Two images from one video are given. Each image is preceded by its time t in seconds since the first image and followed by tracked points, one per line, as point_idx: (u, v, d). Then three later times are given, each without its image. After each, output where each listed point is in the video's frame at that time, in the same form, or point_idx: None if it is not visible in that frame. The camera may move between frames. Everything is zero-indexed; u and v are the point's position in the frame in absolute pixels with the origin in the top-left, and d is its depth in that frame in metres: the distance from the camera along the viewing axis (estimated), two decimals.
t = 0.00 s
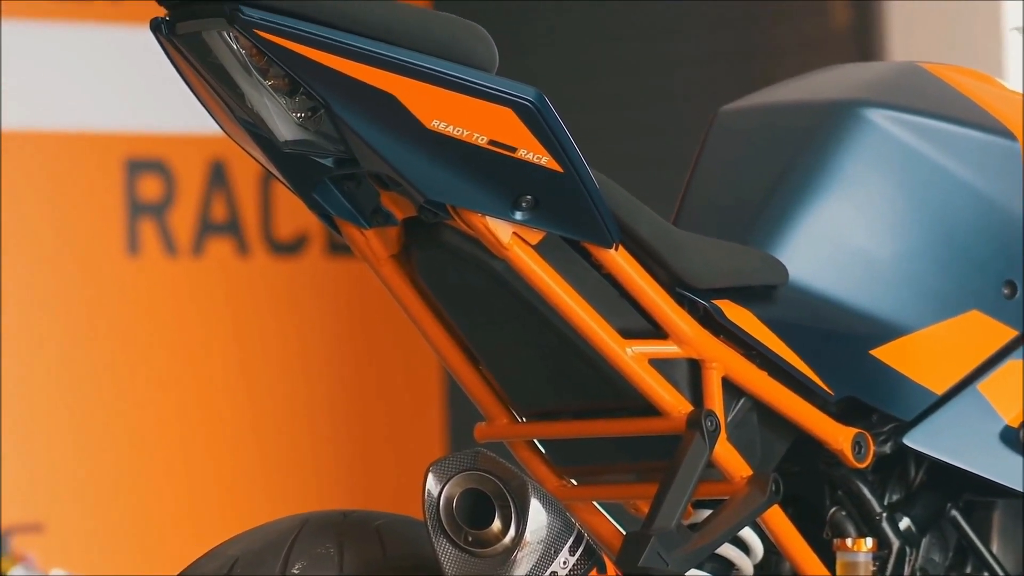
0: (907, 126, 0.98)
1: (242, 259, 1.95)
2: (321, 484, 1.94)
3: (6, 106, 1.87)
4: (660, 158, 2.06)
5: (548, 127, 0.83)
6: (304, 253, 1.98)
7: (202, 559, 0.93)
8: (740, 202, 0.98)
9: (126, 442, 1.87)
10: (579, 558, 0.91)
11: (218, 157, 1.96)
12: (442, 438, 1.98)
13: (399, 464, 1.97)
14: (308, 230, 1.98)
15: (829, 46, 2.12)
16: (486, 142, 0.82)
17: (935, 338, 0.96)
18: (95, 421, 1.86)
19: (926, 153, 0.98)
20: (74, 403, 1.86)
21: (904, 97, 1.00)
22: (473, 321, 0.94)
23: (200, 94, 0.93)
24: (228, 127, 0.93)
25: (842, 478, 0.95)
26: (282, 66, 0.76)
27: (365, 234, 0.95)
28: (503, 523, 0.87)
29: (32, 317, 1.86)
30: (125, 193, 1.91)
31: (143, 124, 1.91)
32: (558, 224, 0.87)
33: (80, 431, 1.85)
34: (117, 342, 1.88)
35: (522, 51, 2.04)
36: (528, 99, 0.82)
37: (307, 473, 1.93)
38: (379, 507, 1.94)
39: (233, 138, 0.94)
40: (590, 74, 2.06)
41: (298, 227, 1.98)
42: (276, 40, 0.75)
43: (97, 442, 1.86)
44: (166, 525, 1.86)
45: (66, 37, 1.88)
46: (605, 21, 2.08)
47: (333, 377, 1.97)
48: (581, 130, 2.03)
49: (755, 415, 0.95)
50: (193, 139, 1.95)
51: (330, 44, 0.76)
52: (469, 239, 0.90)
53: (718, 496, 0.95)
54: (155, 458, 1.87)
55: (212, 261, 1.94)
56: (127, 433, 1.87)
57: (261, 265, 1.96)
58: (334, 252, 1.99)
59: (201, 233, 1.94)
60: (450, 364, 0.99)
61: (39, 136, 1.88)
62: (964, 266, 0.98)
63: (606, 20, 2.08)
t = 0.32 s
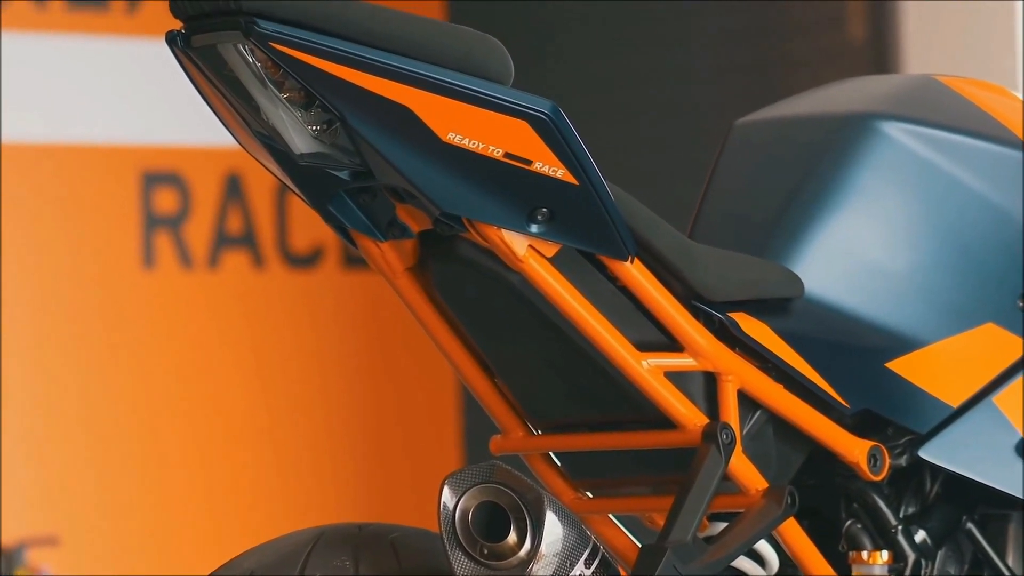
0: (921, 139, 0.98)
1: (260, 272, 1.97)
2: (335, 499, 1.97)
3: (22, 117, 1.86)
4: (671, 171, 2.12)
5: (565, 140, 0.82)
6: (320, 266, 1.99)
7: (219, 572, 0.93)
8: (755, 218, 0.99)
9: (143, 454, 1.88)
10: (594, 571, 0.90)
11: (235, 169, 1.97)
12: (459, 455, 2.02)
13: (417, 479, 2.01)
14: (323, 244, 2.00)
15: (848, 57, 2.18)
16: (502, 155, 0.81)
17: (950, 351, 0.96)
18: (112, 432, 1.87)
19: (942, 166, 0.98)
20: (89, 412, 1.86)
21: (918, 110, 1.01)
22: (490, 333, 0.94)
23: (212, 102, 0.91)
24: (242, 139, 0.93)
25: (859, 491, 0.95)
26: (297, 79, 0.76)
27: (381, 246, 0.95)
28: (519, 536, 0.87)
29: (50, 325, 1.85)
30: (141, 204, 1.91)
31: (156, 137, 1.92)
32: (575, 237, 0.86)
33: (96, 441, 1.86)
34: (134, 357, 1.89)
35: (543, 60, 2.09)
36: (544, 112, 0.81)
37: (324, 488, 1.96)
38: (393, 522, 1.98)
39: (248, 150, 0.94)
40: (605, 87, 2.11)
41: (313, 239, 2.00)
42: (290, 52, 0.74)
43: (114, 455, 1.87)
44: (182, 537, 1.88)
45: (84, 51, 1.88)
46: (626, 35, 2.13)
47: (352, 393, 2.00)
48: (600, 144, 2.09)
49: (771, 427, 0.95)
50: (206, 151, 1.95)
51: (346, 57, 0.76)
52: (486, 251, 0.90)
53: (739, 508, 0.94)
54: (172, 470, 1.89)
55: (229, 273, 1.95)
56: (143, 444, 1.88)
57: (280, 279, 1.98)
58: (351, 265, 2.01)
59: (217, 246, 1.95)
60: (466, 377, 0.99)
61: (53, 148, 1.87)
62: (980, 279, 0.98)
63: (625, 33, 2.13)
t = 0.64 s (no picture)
0: (932, 148, 1.00)
1: (271, 282, 1.96)
2: (347, 509, 1.96)
3: (31, 126, 1.85)
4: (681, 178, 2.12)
5: (576, 149, 0.82)
6: (331, 276, 2.00)
7: None
8: (768, 229, 1.00)
9: (153, 463, 1.87)
10: None
11: (244, 179, 1.96)
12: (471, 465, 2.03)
13: (430, 487, 2.01)
14: (334, 255, 2.00)
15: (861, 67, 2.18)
16: (513, 164, 0.81)
17: (962, 359, 0.97)
18: (121, 441, 1.86)
19: (953, 174, 1.00)
20: (98, 422, 1.85)
21: (929, 120, 1.03)
22: (503, 343, 0.94)
23: (220, 107, 0.89)
24: (254, 148, 0.93)
25: (869, 501, 0.96)
26: (308, 87, 0.75)
27: (392, 256, 0.95)
28: (531, 546, 0.88)
29: (60, 336, 1.85)
30: (151, 213, 1.91)
31: (167, 147, 1.92)
32: (586, 247, 0.86)
33: (104, 451, 1.85)
34: (146, 366, 1.89)
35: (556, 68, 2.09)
36: (555, 122, 0.81)
37: (336, 498, 1.95)
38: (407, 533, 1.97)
39: (259, 159, 0.94)
40: (620, 97, 2.11)
41: (323, 250, 2.00)
42: (300, 62, 0.74)
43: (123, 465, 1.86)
44: (194, 545, 1.87)
45: (93, 61, 1.88)
46: (637, 43, 2.13)
47: (364, 404, 1.99)
48: (611, 154, 2.08)
49: (783, 437, 0.95)
50: (217, 162, 1.95)
51: (357, 66, 0.75)
52: (498, 261, 0.90)
53: (750, 518, 0.94)
54: (183, 479, 1.88)
55: (240, 283, 1.94)
56: (153, 453, 1.88)
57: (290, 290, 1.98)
58: (363, 275, 2.01)
59: (227, 257, 1.95)
60: (478, 387, 0.99)
61: (63, 158, 1.86)
62: (990, 289, 1.00)
63: (634, 44, 2.13)
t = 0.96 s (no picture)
0: (946, 159, 1.00)
1: (285, 293, 1.96)
2: (362, 520, 1.96)
3: (44, 137, 1.83)
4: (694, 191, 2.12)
5: (589, 159, 0.81)
6: (344, 287, 1.99)
7: None
8: (782, 241, 1.00)
9: (167, 474, 1.86)
10: None
11: (259, 191, 1.95)
12: (484, 474, 2.03)
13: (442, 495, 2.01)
14: (348, 267, 1.99)
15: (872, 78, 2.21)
16: (527, 175, 0.80)
17: (976, 370, 0.98)
18: (137, 455, 1.85)
19: (965, 185, 1.00)
20: (116, 437, 1.84)
21: (943, 132, 1.03)
22: (518, 353, 0.94)
23: (236, 121, 0.89)
24: (268, 159, 0.93)
25: (884, 512, 0.96)
26: (322, 98, 0.75)
27: (406, 267, 0.94)
28: (544, 556, 0.94)
29: (75, 349, 1.83)
30: (165, 224, 1.90)
31: (181, 158, 1.90)
32: (600, 259, 0.85)
33: (123, 466, 1.84)
34: (160, 377, 1.87)
35: (571, 79, 2.08)
36: (568, 134, 0.80)
37: (351, 505, 1.95)
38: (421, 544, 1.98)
39: (274, 170, 0.94)
40: (635, 106, 2.11)
41: (337, 261, 1.99)
42: (314, 73, 0.74)
43: (140, 480, 1.84)
44: (212, 557, 1.87)
45: (107, 72, 1.87)
46: (650, 53, 2.13)
47: (377, 412, 1.99)
48: (623, 164, 2.08)
49: (797, 448, 0.95)
50: (232, 173, 1.94)
51: (373, 78, 0.75)
52: (513, 273, 0.90)
53: (764, 530, 0.93)
54: (200, 489, 1.87)
55: (253, 296, 1.94)
56: (167, 464, 1.86)
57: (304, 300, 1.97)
58: (375, 286, 2.01)
59: (242, 268, 1.94)
60: (493, 400, 0.98)
61: (78, 170, 1.85)
62: (1004, 300, 1.00)
63: (650, 52, 2.13)
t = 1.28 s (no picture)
0: (959, 170, 1.00)
1: (298, 304, 1.94)
2: (373, 528, 1.95)
3: (59, 148, 1.81)
4: (706, 201, 2.12)
5: (604, 171, 0.81)
6: (358, 298, 1.98)
7: None
8: (795, 251, 1.01)
9: (181, 487, 1.85)
10: None
11: (273, 201, 1.94)
12: (497, 484, 2.03)
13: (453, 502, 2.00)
14: (362, 277, 1.98)
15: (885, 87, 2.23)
16: (541, 187, 0.80)
17: (989, 381, 0.98)
18: (152, 468, 1.84)
19: (978, 196, 1.00)
20: (131, 452, 1.83)
21: (956, 143, 1.03)
22: (533, 365, 0.94)
23: (250, 134, 0.89)
24: (283, 171, 0.93)
25: (897, 522, 0.97)
26: (336, 110, 0.75)
27: (420, 278, 0.95)
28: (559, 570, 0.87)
29: (90, 361, 1.82)
30: (179, 237, 1.88)
31: (195, 168, 1.89)
32: (615, 270, 0.85)
33: (137, 479, 1.83)
34: (174, 390, 1.86)
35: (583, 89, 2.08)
36: (583, 144, 0.80)
37: (362, 512, 1.94)
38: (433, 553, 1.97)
39: (288, 181, 0.94)
40: (646, 115, 2.11)
41: (351, 272, 1.98)
42: (330, 85, 0.73)
43: (156, 492, 1.84)
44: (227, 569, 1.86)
45: (122, 83, 1.85)
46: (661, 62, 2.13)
47: (389, 418, 1.98)
48: (635, 174, 2.08)
49: (811, 460, 0.95)
50: (247, 183, 1.92)
51: (388, 89, 0.75)
52: (527, 284, 0.90)
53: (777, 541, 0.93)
54: (212, 502, 1.86)
55: (267, 306, 1.92)
56: (181, 476, 1.85)
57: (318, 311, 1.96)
58: (390, 296, 2.00)
59: (255, 279, 1.92)
60: (507, 412, 0.98)
61: (93, 180, 1.83)
62: (1019, 311, 1.00)
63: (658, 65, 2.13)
